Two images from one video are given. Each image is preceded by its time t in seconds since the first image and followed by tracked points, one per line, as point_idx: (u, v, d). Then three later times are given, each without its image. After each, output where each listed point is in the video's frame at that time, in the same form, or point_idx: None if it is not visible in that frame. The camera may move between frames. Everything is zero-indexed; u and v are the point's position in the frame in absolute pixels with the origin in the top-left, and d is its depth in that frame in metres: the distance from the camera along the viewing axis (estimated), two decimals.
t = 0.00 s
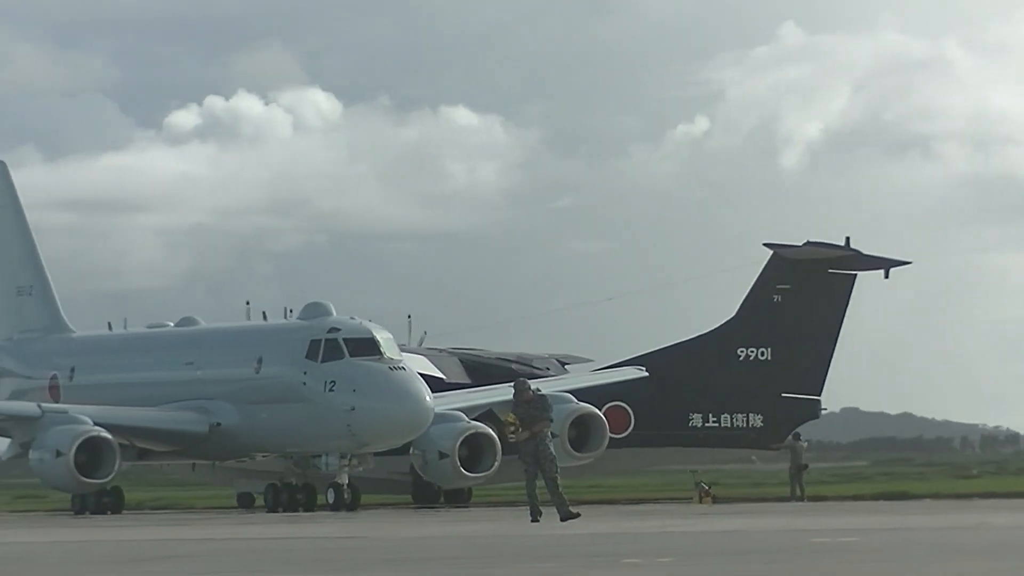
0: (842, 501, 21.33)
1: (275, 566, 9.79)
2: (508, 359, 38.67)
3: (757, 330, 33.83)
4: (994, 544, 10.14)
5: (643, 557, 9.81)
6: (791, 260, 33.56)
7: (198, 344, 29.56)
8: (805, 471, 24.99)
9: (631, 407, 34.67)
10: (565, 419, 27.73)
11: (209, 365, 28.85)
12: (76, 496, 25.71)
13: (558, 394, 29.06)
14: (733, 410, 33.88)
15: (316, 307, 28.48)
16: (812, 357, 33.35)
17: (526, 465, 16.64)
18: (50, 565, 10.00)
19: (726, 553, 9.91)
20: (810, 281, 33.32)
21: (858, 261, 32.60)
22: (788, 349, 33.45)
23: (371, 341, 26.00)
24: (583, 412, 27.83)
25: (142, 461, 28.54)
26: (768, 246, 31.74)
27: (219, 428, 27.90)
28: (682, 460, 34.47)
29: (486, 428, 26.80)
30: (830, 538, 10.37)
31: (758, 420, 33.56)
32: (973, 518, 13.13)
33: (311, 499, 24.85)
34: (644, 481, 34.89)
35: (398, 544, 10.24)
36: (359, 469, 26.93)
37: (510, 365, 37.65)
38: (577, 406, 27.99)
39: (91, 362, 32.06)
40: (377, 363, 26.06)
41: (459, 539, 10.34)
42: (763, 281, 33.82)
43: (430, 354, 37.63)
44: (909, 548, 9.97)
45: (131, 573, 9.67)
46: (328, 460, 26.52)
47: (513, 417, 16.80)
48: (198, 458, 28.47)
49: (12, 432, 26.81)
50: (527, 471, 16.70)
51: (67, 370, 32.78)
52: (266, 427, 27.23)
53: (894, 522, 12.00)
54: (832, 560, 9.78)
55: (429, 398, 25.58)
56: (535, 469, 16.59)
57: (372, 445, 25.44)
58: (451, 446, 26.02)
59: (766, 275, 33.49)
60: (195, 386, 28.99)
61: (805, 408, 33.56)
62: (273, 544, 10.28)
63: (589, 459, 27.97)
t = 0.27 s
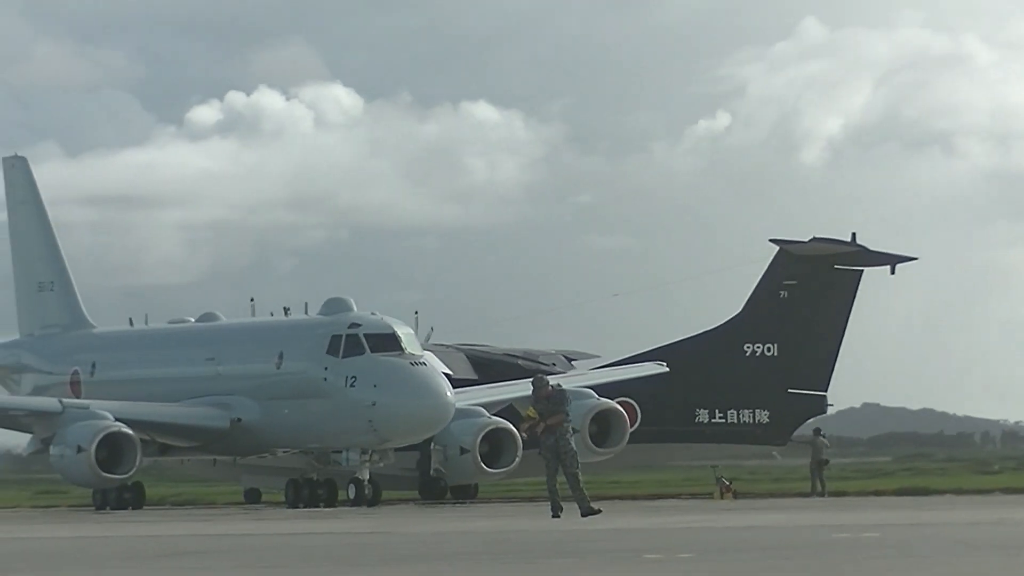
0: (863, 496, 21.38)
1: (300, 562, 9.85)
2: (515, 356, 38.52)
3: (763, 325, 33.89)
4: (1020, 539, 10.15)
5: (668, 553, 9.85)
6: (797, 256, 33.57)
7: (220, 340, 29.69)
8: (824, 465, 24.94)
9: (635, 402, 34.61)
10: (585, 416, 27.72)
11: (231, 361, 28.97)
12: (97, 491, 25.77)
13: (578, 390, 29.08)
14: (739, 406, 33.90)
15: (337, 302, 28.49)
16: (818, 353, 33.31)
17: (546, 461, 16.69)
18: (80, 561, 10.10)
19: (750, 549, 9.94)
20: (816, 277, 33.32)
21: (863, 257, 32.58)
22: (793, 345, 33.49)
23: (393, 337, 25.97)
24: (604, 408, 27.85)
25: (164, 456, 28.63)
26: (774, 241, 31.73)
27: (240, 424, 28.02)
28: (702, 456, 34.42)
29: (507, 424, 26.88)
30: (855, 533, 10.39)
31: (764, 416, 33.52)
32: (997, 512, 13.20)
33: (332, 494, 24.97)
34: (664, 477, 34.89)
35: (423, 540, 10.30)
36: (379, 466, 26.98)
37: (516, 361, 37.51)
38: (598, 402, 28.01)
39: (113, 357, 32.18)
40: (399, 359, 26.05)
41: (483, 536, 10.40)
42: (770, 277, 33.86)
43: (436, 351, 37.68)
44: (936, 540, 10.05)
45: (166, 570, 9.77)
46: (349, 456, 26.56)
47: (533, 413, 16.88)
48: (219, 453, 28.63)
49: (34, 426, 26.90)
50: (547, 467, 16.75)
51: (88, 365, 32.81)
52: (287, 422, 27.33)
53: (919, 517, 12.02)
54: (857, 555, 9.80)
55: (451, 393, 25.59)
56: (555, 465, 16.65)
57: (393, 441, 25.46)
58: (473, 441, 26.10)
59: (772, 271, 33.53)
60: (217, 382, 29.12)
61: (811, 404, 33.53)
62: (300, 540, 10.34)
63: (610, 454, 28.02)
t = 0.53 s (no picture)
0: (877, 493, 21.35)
1: (315, 561, 9.87)
2: (513, 353, 38.39)
3: (762, 324, 33.93)
4: None
5: (683, 549, 9.86)
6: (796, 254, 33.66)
7: (233, 336, 29.75)
8: (840, 462, 25.18)
9: (638, 400, 34.59)
10: (599, 414, 27.71)
11: (245, 358, 29.02)
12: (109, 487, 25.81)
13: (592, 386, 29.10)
14: (739, 403, 33.86)
15: (351, 299, 28.48)
16: (818, 349, 33.24)
17: (559, 458, 16.73)
18: (96, 559, 10.14)
19: (764, 545, 9.94)
20: (815, 275, 33.37)
21: (862, 254, 32.66)
22: (792, 342, 33.48)
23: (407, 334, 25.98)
24: (618, 404, 27.86)
25: (179, 453, 28.67)
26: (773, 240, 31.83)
27: (254, 421, 28.07)
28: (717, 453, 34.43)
29: (521, 421, 26.92)
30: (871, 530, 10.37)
31: (763, 413, 33.42)
32: (1012, 509, 13.17)
33: (346, 492, 25.07)
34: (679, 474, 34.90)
35: (436, 539, 10.30)
36: (394, 462, 27.04)
37: (516, 358, 37.41)
38: (613, 398, 28.04)
39: (126, 354, 32.21)
40: (412, 355, 26.05)
41: (500, 535, 10.44)
42: (769, 275, 33.96)
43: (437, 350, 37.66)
44: (951, 536, 10.05)
45: (186, 567, 9.80)
46: (363, 453, 26.61)
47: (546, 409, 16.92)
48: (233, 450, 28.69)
49: (47, 422, 26.82)
50: (560, 463, 16.80)
51: (101, 363, 32.82)
52: (301, 419, 27.37)
53: (937, 514, 11.98)
54: (872, 552, 9.80)
55: (463, 390, 25.61)
56: (567, 462, 16.68)
57: (406, 438, 25.48)
58: (486, 438, 26.12)
59: (772, 269, 33.64)
60: (231, 379, 29.18)
61: (811, 401, 33.38)
62: (318, 541, 10.35)
63: (624, 451, 28.05)
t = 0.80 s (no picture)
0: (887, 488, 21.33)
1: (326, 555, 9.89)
2: (511, 348, 38.38)
3: (758, 318, 34.15)
4: None
5: (693, 544, 9.87)
6: (792, 249, 33.99)
7: (244, 332, 29.78)
8: (850, 457, 25.13)
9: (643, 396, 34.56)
10: (610, 408, 27.74)
11: (255, 353, 29.05)
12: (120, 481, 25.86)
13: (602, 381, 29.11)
14: (735, 397, 33.95)
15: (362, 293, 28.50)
16: (814, 344, 33.62)
17: (568, 452, 16.70)
18: (108, 553, 10.17)
19: (773, 540, 9.96)
20: (811, 269, 33.73)
21: (858, 249, 33.04)
22: (788, 337, 33.81)
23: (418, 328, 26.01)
24: (629, 399, 27.89)
25: (189, 448, 28.71)
26: (768, 234, 32.22)
27: (264, 416, 28.10)
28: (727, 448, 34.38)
29: (531, 415, 26.94)
30: (879, 525, 10.40)
31: (760, 407, 33.73)
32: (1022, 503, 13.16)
33: (357, 486, 25.12)
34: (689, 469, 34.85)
35: (446, 534, 10.31)
36: (405, 457, 27.06)
37: (512, 354, 37.41)
38: (624, 393, 28.07)
39: (137, 350, 32.23)
40: (423, 350, 26.07)
41: (510, 530, 10.46)
42: (764, 270, 34.21)
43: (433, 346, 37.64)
44: (958, 531, 10.07)
45: (198, 563, 9.81)
46: (374, 447, 26.64)
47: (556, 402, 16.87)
48: (243, 445, 28.67)
49: (57, 419, 26.86)
50: (569, 458, 16.76)
51: (113, 358, 32.84)
52: (311, 414, 27.40)
53: (947, 509, 11.99)
54: (879, 545, 9.84)
55: (475, 384, 25.62)
56: (576, 457, 16.64)
57: (417, 432, 25.50)
58: (497, 433, 26.10)
59: (768, 263, 33.90)
60: (241, 374, 29.20)
61: (806, 395, 33.79)
62: (329, 537, 10.36)
63: (634, 446, 28.07)
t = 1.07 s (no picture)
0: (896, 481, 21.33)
1: (335, 549, 9.90)
2: (506, 341, 38.29)
3: (753, 312, 34.15)
4: None
5: (703, 538, 9.86)
6: (786, 242, 33.92)
7: (254, 326, 29.79)
8: (861, 450, 25.12)
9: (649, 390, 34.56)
10: (621, 401, 27.73)
11: (265, 347, 29.05)
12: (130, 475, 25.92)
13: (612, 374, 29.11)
14: (730, 392, 33.99)
15: (371, 287, 28.50)
16: (808, 337, 33.67)
17: (576, 445, 16.74)
18: (119, 547, 10.20)
19: (781, 533, 9.95)
20: (805, 263, 33.70)
21: (852, 243, 32.99)
22: (783, 331, 33.80)
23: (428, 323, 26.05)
24: (639, 392, 27.89)
25: (198, 441, 28.75)
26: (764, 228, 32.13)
27: (275, 410, 28.14)
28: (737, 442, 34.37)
29: (542, 409, 26.94)
30: (888, 518, 10.38)
31: (755, 401, 33.74)
32: None
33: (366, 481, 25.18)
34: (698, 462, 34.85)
35: (455, 528, 10.32)
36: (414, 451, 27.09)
37: (508, 348, 37.43)
38: (634, 386, 28.07)
39: (149, 344, 32.29)
40: (433, 344, 26.10)
41: (520, 524, 10.46)
42: (759, 264, 34.17)
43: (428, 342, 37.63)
44: (967, 524, 10.07)
45: (209, 556, 9.83)
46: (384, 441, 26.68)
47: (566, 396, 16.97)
48: (253, 439, 28.72)
49: (68, 413, 26.89)
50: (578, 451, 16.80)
51: (123, 351, 32.87)
52: (321, 408, 27.43)
53: (956, 501, 11.97)
54: (887, 538, 9.83)
55: (485, 378, 25.63)
56: (584, 450, 16.68)
57: (427, 426, 25.54)
58: (507, 426, 26.09)
59: (763, 257, 33.85)
60: (251, 368, 29.21)
61: (801, 389, 33.84)
62: (339, 530, 10.38)
63: (644, 439, 28.09)
